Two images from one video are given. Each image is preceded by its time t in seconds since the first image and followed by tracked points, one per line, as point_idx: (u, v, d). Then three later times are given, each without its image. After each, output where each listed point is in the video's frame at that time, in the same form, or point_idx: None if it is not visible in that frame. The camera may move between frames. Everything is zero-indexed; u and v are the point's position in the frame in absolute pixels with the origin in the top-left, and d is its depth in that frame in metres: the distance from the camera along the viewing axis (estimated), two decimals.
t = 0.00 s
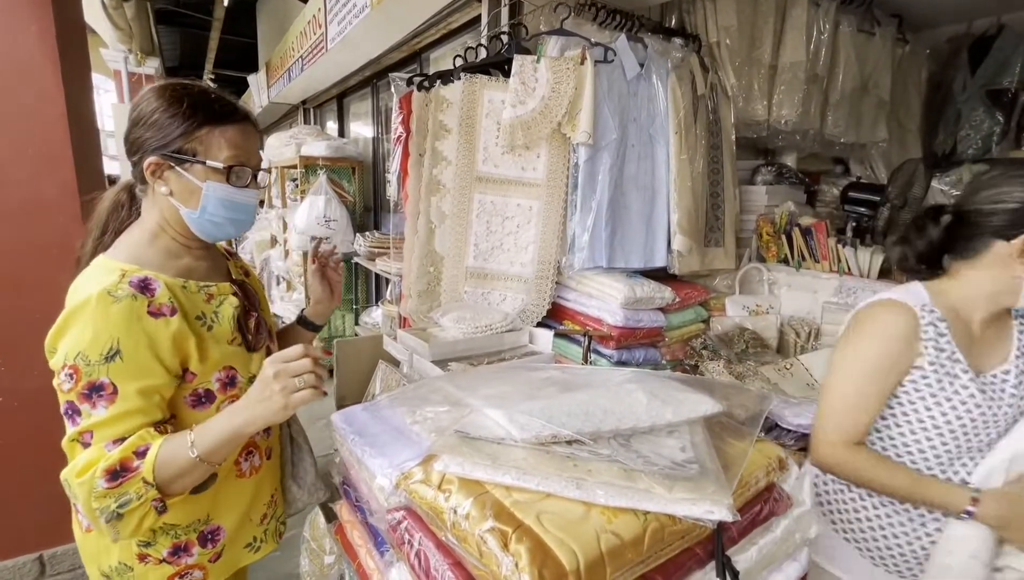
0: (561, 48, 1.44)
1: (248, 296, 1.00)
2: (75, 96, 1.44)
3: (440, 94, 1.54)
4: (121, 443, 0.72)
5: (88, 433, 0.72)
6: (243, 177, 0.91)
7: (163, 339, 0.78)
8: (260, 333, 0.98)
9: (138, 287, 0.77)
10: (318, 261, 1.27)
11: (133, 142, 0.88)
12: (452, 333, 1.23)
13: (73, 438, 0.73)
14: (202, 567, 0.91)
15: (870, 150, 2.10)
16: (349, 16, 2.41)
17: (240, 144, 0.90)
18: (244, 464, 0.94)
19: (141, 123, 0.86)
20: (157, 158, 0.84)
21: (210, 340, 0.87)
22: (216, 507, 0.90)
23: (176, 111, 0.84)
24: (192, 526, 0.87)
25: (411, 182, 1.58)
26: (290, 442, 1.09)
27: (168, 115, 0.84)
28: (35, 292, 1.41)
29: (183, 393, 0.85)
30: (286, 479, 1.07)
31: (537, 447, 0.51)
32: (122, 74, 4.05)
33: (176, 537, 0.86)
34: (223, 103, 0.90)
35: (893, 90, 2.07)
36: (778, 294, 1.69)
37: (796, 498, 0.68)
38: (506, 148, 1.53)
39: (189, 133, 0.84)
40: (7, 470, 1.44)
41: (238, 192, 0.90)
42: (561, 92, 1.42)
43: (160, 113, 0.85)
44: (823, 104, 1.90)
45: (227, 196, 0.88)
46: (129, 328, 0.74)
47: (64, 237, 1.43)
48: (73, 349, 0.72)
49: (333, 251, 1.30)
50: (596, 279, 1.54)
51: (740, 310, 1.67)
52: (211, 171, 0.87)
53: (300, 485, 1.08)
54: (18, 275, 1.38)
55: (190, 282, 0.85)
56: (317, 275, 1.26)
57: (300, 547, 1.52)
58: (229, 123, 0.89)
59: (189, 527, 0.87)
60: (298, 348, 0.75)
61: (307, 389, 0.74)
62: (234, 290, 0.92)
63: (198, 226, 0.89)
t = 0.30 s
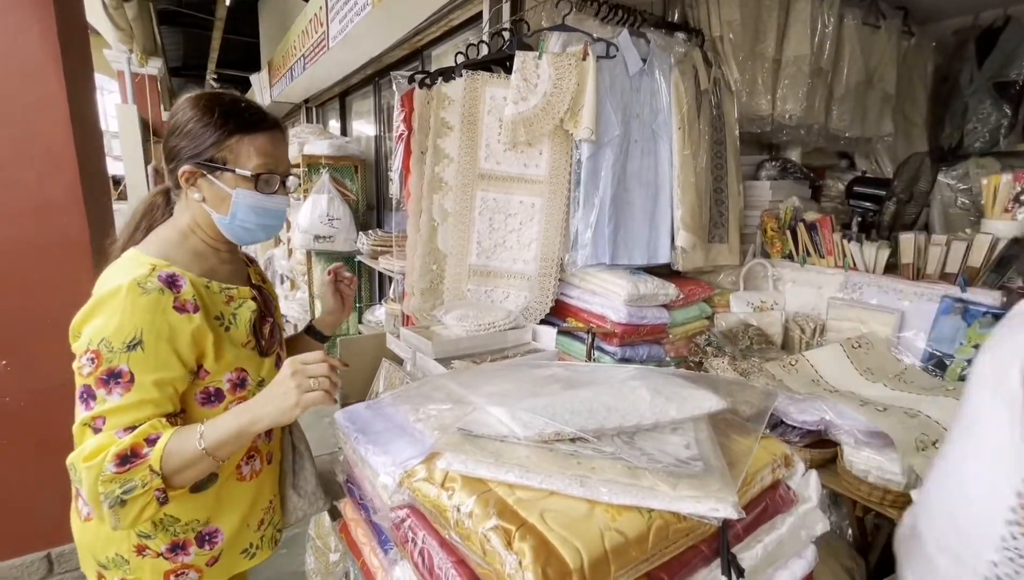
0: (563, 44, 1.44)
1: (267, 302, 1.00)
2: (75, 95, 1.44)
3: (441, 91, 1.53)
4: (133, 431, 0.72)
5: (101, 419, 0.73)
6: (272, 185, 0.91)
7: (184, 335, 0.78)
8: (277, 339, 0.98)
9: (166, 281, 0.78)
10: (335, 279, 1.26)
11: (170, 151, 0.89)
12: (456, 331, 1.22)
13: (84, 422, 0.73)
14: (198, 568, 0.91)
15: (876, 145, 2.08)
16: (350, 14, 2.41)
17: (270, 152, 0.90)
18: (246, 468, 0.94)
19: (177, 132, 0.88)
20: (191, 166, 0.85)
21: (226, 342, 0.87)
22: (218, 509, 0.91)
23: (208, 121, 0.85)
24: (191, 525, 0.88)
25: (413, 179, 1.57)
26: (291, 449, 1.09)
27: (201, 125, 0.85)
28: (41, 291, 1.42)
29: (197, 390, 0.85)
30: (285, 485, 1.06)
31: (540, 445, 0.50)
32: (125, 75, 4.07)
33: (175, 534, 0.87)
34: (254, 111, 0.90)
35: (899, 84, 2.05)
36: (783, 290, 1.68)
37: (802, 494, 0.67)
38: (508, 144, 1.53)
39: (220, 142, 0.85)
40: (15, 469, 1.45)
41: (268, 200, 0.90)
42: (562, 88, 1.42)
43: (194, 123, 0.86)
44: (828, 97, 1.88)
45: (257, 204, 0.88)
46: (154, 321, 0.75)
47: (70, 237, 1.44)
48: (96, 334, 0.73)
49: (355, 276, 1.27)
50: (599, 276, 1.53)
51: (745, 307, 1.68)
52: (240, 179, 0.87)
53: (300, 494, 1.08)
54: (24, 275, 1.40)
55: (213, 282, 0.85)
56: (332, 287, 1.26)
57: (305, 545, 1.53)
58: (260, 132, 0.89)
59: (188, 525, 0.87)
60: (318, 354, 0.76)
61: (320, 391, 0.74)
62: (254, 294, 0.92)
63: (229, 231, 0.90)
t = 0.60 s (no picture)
0: (569, 40, 1.43)
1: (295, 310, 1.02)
2: (82, 95, 1.42)
3: (446, 89, 1.52)
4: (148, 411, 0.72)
5: (116, 389, 0.71)
6: (309, 197, 0.93)
7: (217, 327, 0.80)
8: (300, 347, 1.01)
9: (209, 277, 0.81)
10: (353, 291, 1.26)
11: (216, 162, 0.93)
12: (463, 329, 1.22)
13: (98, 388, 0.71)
14: (208, 558, 0.92)
15: (887, 138, 2.03)
16: (355, 13, 2.40)
17: (309, 165, 0.92)
18: (260, 465, 0.95)
19: (223, 144, 0.91)
20: (235, 177, 0.89)
21: (255, 341, 0.88)
22: (235, 500, 0.93)
23: (252, 134, 0.88)
24: (206, 513, 0.89)
25: (419, 177, 1.56)
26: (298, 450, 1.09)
27: (246, 139, 0.88)
28: (53, 296, 1.41)
29: (224, 383, 0.86)
30: (295, 487, 1.06)
31: (548, 444, 0.50)
32: (133, 77, 4.10)
33: (190, 521, 0.88)
34: (297, 126, 0.92)
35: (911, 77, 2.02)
36: (792, 286, 1.67)
37: (813, 493, 0.67)
38: (513, 141, 1.52)
39: (264, 156, 0.88)
40: (27, 469, 1.47)
41: (305, 210, 0.92)
42: (568, 84, 1.41)
43: (238, 136, 0.89)
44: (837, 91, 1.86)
45: (295, 213, 0.91)
46: (194, 309, 0.77)
47: (81, 241, 1.42)
48: (138, 312, 0.74)
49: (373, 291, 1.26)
50: (605, 274, 1.53)
51: (753, 303, 1.66)
52: (279, 190, 0.90)
53: (304, 497, 1.07)
54: (35, 279, 1.39)
55: (248, 283, 0.88)
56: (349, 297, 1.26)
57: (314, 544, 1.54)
58: (301, 146, 0.91)
59: (204, 513, 0.89)
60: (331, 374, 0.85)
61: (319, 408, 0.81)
62: (283, 300, 0.95)
63: (267, 239, 0.93)
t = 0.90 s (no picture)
0: (576, 35, 1.42)
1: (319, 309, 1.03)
2: (92, 99, 1.43)
3: (453, 87, 1.51)
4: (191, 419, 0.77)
5: (161, 390, 0.74)
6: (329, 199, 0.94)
7: (246, 328, 0.82)
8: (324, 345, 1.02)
9: (238, 279, 0.82)
10: (369, 295, 1.26)
11: (239, 168, 0.94)
12: (471, 329, 1.22)
13: (143, 389, 0.74)
14: (226, 545, 0.93)
15: (900, 131, 2.01)
16: (361, 12, 2.40)
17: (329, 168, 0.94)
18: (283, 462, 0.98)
19: (246, 150, 0.92)
20: (258, 181, 0.90)
21: (283, 341, 0.89)
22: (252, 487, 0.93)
23: (275, 139, 0.89)
24: (226, 502, 0.91)
25: (427, 176, 1.56)
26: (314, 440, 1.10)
27: (269, 143, 0.89)
28: (68, 299, 1.43)
29: (250, 380, 0.87)
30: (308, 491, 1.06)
31: (560, 446, 0.50)
32: (144, 80, 4.14)
33: (211, 509, 0.90)
34: (318, 131, 0.94)
35: (925, 67, 1.98)
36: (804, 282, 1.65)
37: (829, 494, 0.65)
38: (521, 139, 1.51)
39: (287, 159, 0.89)
40: (43, 467, 1.48)
41: (325, 211, 0.94)
42: (575, 80, 1.40)
43: (261, 141, 0.90)
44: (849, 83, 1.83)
45: (315, 214, 0.92)
46: (226, 311, 0.79)
47: (94, 244, 1.44)
48: (175, 313, 0.76)
49: (387, 294, 1.26)
50: (612, 271, 1.52)
51: (764, 300, 1.64)
52: (301, 192, 0.91)
53: (316, 491, 1.06)
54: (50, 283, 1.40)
55: (272, 283, 0.89)
56: (365, 299, 1.27)
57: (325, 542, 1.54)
58: (322, 150, 0.93)
59: (224, 501, 0.90)
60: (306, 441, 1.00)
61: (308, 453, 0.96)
62: (306, 302, 0.95)
63: (289, 241, 0.94)
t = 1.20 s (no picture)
0: (590, 28, 1.41)
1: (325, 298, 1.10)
2: (109, 100, 1.44)
3: (466, 83, 1.49)
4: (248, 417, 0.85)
5: (215, 396, 0.82)
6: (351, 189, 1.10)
7: (272, 325, 0.89)
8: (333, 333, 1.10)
9: (253, 277, 0.88)
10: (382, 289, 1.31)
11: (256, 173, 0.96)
12: (487, 326, 1.20)
13: (198, 399, 0.81)
14: (255, 532, 0.96)
15: (925, 120, 1.96)
16: (372, 9, 2.39)
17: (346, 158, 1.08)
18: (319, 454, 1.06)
19: (264, 154, 0.96)
20: (296, 182, 0.97)
21: (303, 334, 0.96)
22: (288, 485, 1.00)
23: (302, 137, 0.98)
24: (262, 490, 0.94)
25: (440, 174, 1.55)
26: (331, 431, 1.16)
27: (297, 141, 0.97)
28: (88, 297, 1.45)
29: (278, 374, 0.93)
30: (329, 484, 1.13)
31: (587, 447, 0.48)
32: (158, 82, 4.17)
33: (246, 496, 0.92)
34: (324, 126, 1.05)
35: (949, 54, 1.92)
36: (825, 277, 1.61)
37: (862, 495, 0.63)
38: (535, 134, 1.49)
39: (318, 154, 1.00)
40: (67, 465, 1.51)
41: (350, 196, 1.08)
42: (590, 74, 1.38)
43: (284, 142, 0.96)
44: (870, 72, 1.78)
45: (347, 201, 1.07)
46: (252, 311, 0.85)
47: (112, 244, 1.45)
48: (206, 320, 0.82)
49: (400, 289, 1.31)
50: (625, 267, 1.51)
51: (784, 295, 1.60)
52: (334, 183, 1.03)
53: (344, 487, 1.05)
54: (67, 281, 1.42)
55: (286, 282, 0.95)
56: (377, 293, 1.31)
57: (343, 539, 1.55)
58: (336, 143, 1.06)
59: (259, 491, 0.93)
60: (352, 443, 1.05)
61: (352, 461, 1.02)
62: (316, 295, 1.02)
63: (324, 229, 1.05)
